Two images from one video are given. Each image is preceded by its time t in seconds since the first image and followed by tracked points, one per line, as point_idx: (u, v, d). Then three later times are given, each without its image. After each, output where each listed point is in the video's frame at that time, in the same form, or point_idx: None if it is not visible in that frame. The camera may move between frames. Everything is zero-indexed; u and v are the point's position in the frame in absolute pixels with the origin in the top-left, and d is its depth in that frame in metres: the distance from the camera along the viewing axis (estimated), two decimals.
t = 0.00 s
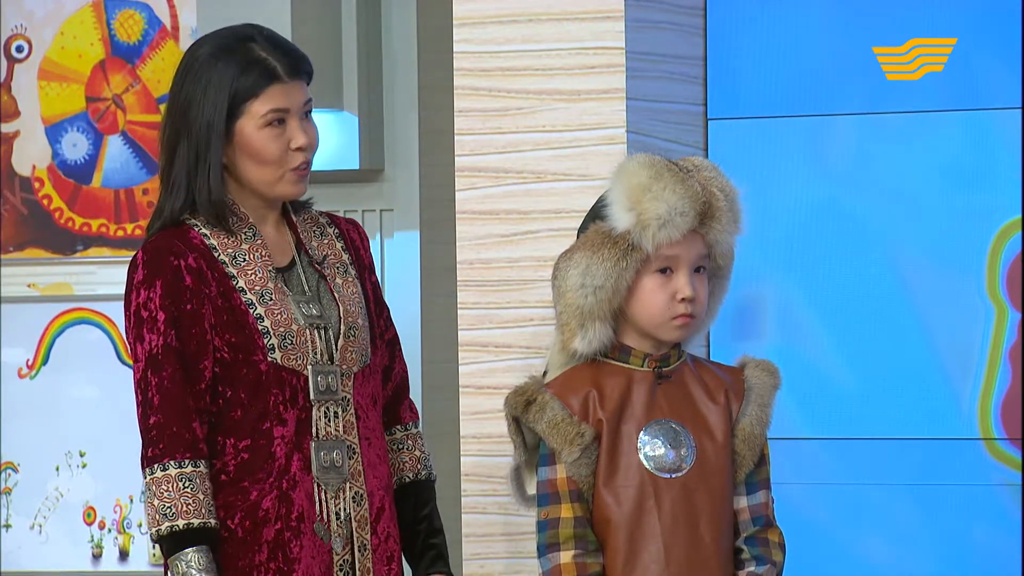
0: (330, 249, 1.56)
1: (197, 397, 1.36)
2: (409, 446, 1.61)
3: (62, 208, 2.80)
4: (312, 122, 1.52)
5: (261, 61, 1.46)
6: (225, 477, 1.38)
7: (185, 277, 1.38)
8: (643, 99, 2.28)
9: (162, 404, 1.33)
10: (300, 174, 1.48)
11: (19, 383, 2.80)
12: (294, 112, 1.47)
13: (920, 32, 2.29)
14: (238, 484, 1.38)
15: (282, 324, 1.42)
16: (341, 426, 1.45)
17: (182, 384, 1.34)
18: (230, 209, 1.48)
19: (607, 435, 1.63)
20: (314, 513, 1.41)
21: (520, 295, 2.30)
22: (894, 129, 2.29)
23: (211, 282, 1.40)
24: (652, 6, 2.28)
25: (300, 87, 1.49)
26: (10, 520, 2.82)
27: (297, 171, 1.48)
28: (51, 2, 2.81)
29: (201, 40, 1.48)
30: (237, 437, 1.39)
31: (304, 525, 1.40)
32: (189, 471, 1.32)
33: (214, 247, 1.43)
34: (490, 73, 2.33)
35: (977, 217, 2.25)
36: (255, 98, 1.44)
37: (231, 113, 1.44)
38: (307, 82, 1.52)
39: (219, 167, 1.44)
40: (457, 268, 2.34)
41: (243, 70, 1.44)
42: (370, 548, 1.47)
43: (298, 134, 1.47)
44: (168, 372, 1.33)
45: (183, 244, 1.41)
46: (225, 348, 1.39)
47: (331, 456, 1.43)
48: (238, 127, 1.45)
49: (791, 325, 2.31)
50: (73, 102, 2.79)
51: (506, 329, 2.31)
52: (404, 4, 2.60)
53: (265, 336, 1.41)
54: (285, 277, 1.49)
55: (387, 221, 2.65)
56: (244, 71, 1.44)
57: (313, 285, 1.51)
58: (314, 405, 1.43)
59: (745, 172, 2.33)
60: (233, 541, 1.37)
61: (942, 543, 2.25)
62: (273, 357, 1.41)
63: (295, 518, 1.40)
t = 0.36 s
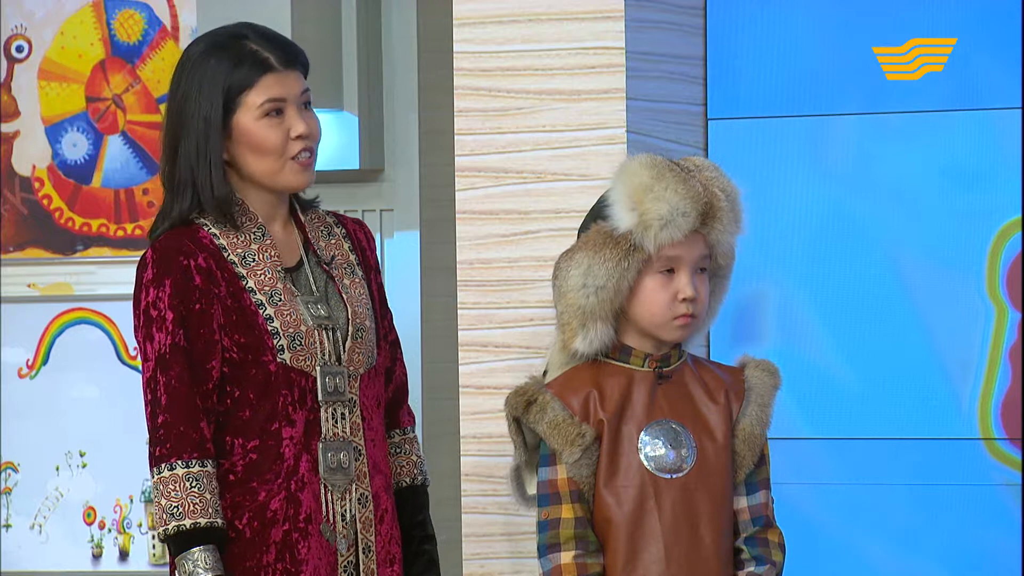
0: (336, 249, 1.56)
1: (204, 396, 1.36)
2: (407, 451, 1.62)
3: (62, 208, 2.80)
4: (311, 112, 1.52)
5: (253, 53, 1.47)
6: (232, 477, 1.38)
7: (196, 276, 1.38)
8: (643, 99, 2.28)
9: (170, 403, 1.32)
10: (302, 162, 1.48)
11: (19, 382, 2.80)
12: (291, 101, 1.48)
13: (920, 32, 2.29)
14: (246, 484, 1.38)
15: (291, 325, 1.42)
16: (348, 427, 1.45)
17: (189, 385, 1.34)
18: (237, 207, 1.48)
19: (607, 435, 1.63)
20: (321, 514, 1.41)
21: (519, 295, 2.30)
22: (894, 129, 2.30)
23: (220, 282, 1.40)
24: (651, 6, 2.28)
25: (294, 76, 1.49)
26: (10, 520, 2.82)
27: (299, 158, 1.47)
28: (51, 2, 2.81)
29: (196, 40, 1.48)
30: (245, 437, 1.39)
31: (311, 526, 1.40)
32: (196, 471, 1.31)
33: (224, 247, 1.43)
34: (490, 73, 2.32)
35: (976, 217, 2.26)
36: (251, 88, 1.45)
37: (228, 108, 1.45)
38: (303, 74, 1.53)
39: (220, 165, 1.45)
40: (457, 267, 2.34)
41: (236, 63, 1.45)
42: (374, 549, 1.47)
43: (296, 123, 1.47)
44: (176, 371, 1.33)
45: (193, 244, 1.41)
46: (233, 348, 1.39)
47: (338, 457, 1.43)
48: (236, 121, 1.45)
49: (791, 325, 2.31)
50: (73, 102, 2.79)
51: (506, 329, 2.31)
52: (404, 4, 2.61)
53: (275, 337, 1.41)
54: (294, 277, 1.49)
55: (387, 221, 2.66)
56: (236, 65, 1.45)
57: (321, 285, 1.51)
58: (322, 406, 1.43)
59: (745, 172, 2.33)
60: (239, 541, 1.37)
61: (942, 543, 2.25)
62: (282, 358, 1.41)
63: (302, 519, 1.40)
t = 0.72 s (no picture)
0: (347, 250, 1.56)
1: (195, 393, 1.35)
2: (433, 449, 1.61)
3: (62, 208, 2.80)
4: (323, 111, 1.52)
5: (263, 54, 1.47)
6: (232, 476, 1.38)
7: (193, 275, 1.38)
8: (643, 99, 2.28)
9: (150, 404, 1.33)
10: (316, 162, 1.48)
11: (19, 383, 2.80)
12: (302, 101, 1.48)
13: (919, 32, 2.29)
14: (245, 483, 1.38)
15: (291, 323, 1.42)
16: (351, 426, 1.45)
17: (174, 383, 1.34)
18: (241, 208, 1.49)
19: (607, 435, 1.63)
20: (321, 512, 1.41)
21: (519, 294, 2.30)
22: (894, 128, 2.30)
23: (218, 281, 1.40)
24: (652, 6, 2.28)
25: (305, 75, 1.49)
26: (10, 520, 2.81)
27: (312, 158, 1.47)
28: (51, 2, 2.81)
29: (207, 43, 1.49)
30: (244, 435, 1.39)
31: (310, 525, 1.40)
32: (163, 467, 1.31)
33: (226, 246, 1.44)
34: (490, 73, 2.33)
35: (977, 217, 2.26)
36: (260, 89, 1.45)
37: (236, 110, 1.46)
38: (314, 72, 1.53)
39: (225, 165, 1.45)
40: (457, 267, 2.34)
41: (245, 65, 1.45)
42: (377, 550, 1.46)
43: (309, 123, 1.47)
44: (160, 369, 1.34)
45: (193, 243, 1.42)
46: (233, 346, 1.39)
47: (339, 455, 1.43)
48: (246, 123, 1.46)
49: (791, 324, 2.32)
50: (73, 102, 2.78)
51: (506, 329, 2.31)
52: (403, 4, 2.61)
53: (274, 336, 1.41)
54: (299, 277, 1.49)
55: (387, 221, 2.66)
56: (246, 66, 1.45)
57: (328, 286, 1.50)
58: (323, 405, 1.43)
59: (745, 172, 2.33)
60: (238, 539, 1.37)
61: (942, 542, 2.25)
62: (281, 356, 1.41)
63: (301, 517, 1.39)
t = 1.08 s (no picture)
0: (363, 250, 1.55)
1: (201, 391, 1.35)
2: (453, 449, 1.61)
3: (62, 208, 2.80)
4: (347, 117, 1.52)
5: (290, 58, 1.47)
6: (240, 477, 1.39)
7: (204, 274, 1.39)
8: (643, 98, 2.28)
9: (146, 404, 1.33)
10: (337, 167, 1.48)
11: (19, 383, 2.80)
12: (327, 107, 1.48)
13: (919, 32, 2.29)
14: (253, 485, 1.39)
15: (301, 325, 1.42)
16: (362, 428, 1.45)
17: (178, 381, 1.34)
18: (259, 208, 1.49)
19: (607, 435, 1.63)
20: (329, 514, 1.41)
21: (520, 294, 2.30)
22: (894, 128, 2.30)
23: (229, 281, 1.40)
24: (652, 6, 2.28)
25: (331, 81, 1.49)
26: (10, 520, 2.81)
27: (334, 163, 1.48)
28: (50, 2, 2.80)
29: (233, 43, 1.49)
30: (253, 436, 1.39)
31: (318, 526, 1.40)
32: (156, 462, 1.31)
33: (238, 247, 1.44)
34: (490, 73, 2.33)
35: (977, 217, 2.26)
36: (286, 94, 1.46)
37: (262, 112, 1.46)
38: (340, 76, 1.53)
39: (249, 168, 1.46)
40: (457, 267, 2.34)
41: (272, 68, 1.45)
42: (389, 551, 1.45)
43: (332, 129, 1.47)
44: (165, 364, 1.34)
45: (205, 243, 1.42)
46: (243, 346, 1.40)
47: (349, 458, 1.43)
48: (271, 126, 1.46)
49: (791, 324, 2.31)
50: (73, 102, 2.78)
51: (506, 329, 2.31)
52: (404, 5, 2.63)
53: (283, 337, 1.41)
54: (314, 278, 1.49)
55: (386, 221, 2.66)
56: (273, 70, 1.45)
57: (342, 287, 1.50)
58: (333, 407, 1.43)
59: (745, 171, 2.33)
60: (245, 540, 1.38)
61: (941, 543, 2.25)
62: (291, 357, 1.41)
63: (309, 519, 1.40)
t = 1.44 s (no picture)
0: (372, 249, 1.55)
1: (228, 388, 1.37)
2: (436, 451, 1.58)
3: (62, 208, 2.80)
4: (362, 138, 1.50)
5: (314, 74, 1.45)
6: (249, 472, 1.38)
7: (214, 271, 1.39)
8: (642, 98, 2.28)
9: (196, 396, 1.34)
10: (342, 189, 1.46)
11: (19, 382, 2.80)
12: (341, 127, 1.46)
13: (920, 32, 2.29)
14: (262, 480, 1.38)
15: (309, 321, 1.42)
16: (370, 425, 1.45)
17: (215, 377, 1.35)
18: (264, 210, 1.49)
19: (607, 435, 1.63)
20: (337, 511, 1.41)
21: (520, 294, 2.30)
22: (894, 129, 2.30)
23: (240, 278, 1.41)
24: (651, 6, 2.28)
25: (351, 103, 1.47)
26: (10, 520, 2.82)
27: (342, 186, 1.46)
28: (51, 2, 2.81)
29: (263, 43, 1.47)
30: (262, 433, 1.39)
31: (326, 523, 1.40)
32: (227, 462, 1.33)
33: (248, 244, 1.44)
34: (490, 73, 2.33)
35: (977, 217, 2.26)
36: (304, 111, 1.44)
37: (278, 123, 1.44)
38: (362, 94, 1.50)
39: (253, 176, 1.46)
40: (457, 267, 2.34)
41: (294, 80, 1.44)
42: (397, 549, 1.46)
43: (343, 150, 1.45)
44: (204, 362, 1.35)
45: (216, 240, 1.42)
46: (252, 343, 1.40)
47: (358, 455, 1.43)
48: (284, 139, 1.45)
49: (791, 324, 2.32)
50: (73, 102, 2.79)
51: (506, 328, 2.31)
52: (404, 7, 2.66)
53: (292, 334, 1.41)
54: (322, 276, 1.49)
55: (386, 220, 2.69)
56: (295, 82, 1.44)
57: (350, 285, 1.51)
58: (342, 404, 1.43)
59: (746, 172, 2.33)
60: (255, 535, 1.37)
61: (943, 543, 2.24)
62: (299, 354, 1.41)
63: (317, 515, 1.40)
